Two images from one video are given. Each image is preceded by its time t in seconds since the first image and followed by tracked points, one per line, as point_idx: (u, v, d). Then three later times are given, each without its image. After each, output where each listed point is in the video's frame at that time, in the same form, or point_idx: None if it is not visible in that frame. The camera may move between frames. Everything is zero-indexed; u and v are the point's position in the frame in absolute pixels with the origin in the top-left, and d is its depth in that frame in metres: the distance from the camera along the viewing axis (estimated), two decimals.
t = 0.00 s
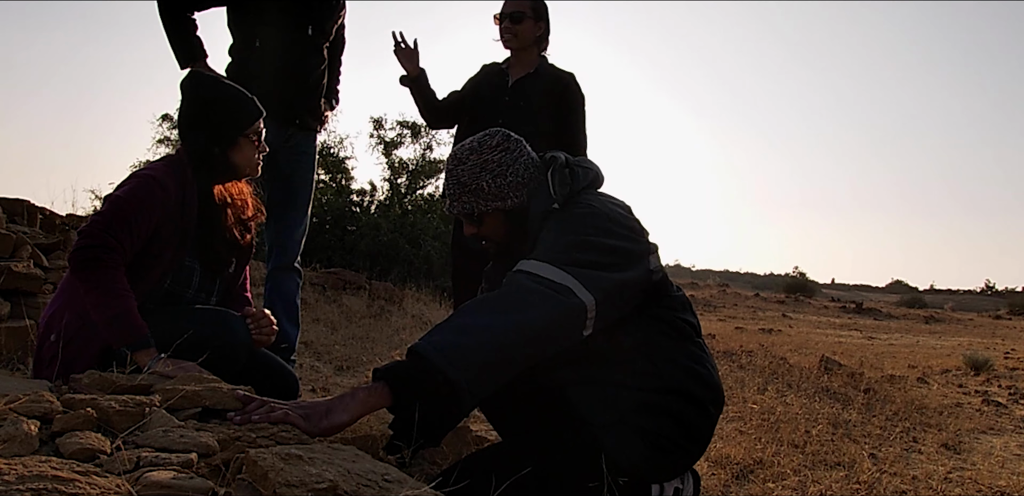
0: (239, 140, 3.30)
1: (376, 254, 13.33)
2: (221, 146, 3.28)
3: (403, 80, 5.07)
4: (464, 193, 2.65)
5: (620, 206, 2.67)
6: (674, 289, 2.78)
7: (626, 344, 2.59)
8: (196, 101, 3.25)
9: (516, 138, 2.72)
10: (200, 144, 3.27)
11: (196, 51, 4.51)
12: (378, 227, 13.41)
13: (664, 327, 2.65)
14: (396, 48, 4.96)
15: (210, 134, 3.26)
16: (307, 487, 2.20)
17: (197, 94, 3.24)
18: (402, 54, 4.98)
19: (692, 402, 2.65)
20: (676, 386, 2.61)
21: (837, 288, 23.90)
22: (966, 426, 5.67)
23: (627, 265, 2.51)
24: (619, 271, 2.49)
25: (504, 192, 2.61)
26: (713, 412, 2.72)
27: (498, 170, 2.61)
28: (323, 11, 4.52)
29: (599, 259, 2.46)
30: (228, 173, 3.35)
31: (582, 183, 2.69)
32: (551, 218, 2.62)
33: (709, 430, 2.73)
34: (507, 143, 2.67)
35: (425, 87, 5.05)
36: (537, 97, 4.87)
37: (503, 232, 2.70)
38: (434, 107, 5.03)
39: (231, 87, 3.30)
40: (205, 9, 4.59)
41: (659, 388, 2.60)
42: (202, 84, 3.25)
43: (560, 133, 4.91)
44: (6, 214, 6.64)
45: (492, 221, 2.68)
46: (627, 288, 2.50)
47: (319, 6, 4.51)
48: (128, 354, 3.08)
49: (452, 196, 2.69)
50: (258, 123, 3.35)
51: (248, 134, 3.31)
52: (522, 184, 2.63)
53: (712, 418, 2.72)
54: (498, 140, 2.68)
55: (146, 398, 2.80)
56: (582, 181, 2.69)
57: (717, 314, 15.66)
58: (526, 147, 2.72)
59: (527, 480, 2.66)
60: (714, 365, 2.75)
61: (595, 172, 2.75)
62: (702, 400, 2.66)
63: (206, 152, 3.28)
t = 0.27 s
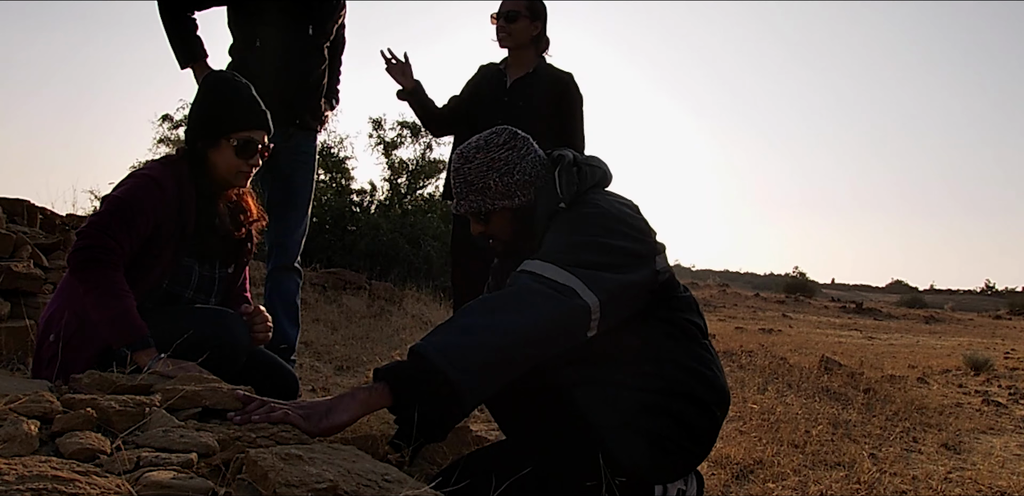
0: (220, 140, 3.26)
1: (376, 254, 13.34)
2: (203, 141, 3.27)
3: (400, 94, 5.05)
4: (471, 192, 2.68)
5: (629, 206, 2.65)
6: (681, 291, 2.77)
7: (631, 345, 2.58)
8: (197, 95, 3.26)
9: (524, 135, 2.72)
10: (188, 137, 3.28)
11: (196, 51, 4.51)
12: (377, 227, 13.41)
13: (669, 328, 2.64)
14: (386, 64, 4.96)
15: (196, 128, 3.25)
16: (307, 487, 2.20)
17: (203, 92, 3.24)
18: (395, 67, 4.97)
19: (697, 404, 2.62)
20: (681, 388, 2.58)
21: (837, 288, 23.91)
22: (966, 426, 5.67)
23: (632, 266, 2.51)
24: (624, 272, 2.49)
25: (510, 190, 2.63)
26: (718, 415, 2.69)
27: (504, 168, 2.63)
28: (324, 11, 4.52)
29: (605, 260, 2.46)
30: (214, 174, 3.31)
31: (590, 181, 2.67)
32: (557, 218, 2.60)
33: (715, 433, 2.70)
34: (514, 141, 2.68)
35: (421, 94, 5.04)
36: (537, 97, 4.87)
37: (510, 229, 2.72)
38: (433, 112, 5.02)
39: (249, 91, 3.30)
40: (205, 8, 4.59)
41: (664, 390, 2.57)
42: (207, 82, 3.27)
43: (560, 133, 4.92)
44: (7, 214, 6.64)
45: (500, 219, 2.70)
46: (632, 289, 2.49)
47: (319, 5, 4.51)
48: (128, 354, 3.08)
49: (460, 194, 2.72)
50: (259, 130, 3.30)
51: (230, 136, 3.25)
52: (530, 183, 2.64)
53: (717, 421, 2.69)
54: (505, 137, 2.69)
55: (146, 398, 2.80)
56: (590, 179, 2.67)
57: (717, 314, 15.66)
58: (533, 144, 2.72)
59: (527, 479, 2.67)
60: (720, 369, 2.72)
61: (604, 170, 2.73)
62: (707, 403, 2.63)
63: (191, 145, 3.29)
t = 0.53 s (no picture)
0: (215, 139, 3.27)
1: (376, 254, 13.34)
2: (200, 140, 3.29)
3: (401, 95, 5.06)
4: (479, 189, 2.69)
5: (638, 206, 2.64)
6: (689, 291, 2.76)
7: (638, 346, 2.58)
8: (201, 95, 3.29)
9: (533, 133, 2.72)
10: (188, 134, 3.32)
11: (196, 51, 4.50)
12: (377, 227, 13.41)
13: (676, 330, 2.64)
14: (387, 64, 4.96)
15: (194, 126, 3.28)
16: (307, 487, 2.20)
17: (207, 93, 3.26)
18: (396, 69, 4.97)
19: (701, 407, 2.64)
20: (685, 390, 2.60)
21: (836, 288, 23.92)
22: (966, 426, 5.67)
23: (639, 268, 2.51)
24: (631, 274, 2.49)
25: (518, 189, 2.63)
26: (723, 419, 2.71)
27: (512, 166, 2.63)
28: (323, 11, 4.52)
29: (611, 263, 2.45)
30: (210, 174, 3.32)
31: (598, 180, 2.66)
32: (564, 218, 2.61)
33: (719, 435, 2.73)
34: (523, 139, 2.68)
35: (422, 95, 5.05)
36: (536, 97, 4.87)
37: (518, 228, 2.72)
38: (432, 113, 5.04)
39: (253, 94, 3.31)
40: (205, 8, 4.59)
41: (668, 392, 2.59)
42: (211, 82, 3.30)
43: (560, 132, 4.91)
44: (6, 214, 6.64)
45: (507, 217, 2.70)
46: (638, 291, 2.49)
47: (318, 5, 4.51)
48: (128, 355, 3.08)
49: (468, 192, 2.73)
50: (257, 133, 3.29)
51: (223, 136, 3.25)
52: (539, 182, 2.64)
53: (721, 424, 2.71)
54: (514, 135, 2.69)
55: (146, 398, 2.79)
56: (598, 179, 2.66)
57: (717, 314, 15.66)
58: (543, 143, 2.71)
59: (527, 480, 2.67)
60: (726, 370, 2.74)
61: (613, 170, 2.71)
62: (712, 406, 2.65)
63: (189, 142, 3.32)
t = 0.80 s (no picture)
0: (216, 139, 3.27)
1: (376, 254, 13.34)
2: (201, 140, 3.29)
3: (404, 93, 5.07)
4: (489, 186, 2.69)
5: (649, 206, 2.61)
6: (701, 292, 2.73)
7: (645, 348, 2.57)
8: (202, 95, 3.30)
9: (545, 130, 2.72)
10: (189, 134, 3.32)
11: (196, 50, 4.50)
12: (377, 227, 13.41)
13: (684, 333, 2.62)
14: (394, 60, 4.96)
15: (195, 127, 3.28)
16: (307, 487, 2.20)
17: (209, 94, 3.27)
18: (403, 66, 4.97)
19: (708, 411, 2.61)
20: (691, 394, 2.58)
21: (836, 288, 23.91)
22: (966, 426, 5.67)
23: (648, 270, 2.48)
24: (638, 276, 2.46)
25: (528, 187, 2.64)
26: (731, 422, 2.69)
27: (522, 164, 2.63)
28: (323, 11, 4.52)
29: (619, 264, 2.43)
30: (212, 175, 3.32)
31: (609, 179, 2.63)
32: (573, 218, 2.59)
33: (725, 439, 2.70)
34: (534, 136, 2.68)
35: (425, 94, 5.06)
36: (534, 98, 4.88)
37: (527, 225, 2.73)
38: (433, 113, 5.04)
39: (254, 95, 3.32)
40: (204, 8, 4.59)
41: (674, 395, 2.57)
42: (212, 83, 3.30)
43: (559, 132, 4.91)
44: (6, 214, 6.64)
45: (516, 214, 2.71)
46: (646, 293, 2.47)
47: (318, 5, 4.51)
48: (128, 355, 3.08)
49: (478, 187, 2.73)
50: (258, 133, 3.29)
51: (225, 136, 3.26)
52: (549, 180, 2.64)
53: (729, 428, 2.69)
54: (525, 133, 2.69)
55: (146, 398, 2.79)
56: (609, 178, 2.63)
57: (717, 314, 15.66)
58: (554, 141, 2.71)
59: (527, 480, 2.66)
60: (735, 374, 2.70)
61: (624, 169, 2.68)
62: (720, 410, 2.63)
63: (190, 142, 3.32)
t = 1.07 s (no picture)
0: (218, 138, 3.26)
1: (376, 254, 13.34)
2: (203, 140, 3.28)
3: (408, 87, 5.06)
4: (499, 182, 2.69)
5: (658, 207, 2.61)
6: (710, 295, 2.74)
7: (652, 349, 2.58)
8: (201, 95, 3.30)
9: (557, 129, 2.72)
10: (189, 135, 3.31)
11: (196, 50, 4.50)
12: (377, 227, 13.41)
13: (692, 335, 2.63)
14: (403, 53, 4.95)
15: (196, 127, 3.27)
16: (307, 487, 2.20)
17: (208, 94, 3.27)
18: (411, 59, 4.97)
19: (714, 414, 2.61)
20: (698, 398, 2.58)
21: (836, 288, 23.92)
22: (966, 426, 5.67)
23: (656, 272, 2.48)
24: (646, 279, 2.46)
25: (538, 185, 2.64)
26: (737, 427, 2.68)
27: (534, 162, 2.63)
28: (322, 11, 4.51)
29: (627, 266, 2.43)
30: (214, 175, 3.32)
31: (620, 179, 2.63)
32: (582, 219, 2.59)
33: (731, 443, 2.70)
34: (546, 135, 2.68)
35: (429, 91, 5.06)
36: (532, 98, 4.89)
37: (535, 223, 2.73)
38: (435, 111, 5.01)
39: (253, 93, 3.32)
40: (204, 8, 4.59)
41: (681, 399, 2.57)
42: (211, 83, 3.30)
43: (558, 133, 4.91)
44: (7, 214, 6.65)
45: (525, 212, 2.71)
46: (654, 295, 2.47)
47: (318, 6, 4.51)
48: (128, 355, 3.08)
49: (487, 183, 2.72)
50: (261, 131, 3.29)
51: (227, 135, 3.25)
52: (558, 179, 2.64)
53: (735, 432, 2.68)
54: (538, 130, 2.69)
55: (146, 398, 2.79)
56: (620, 178, 2.63)
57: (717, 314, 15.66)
58: (566, 139, 2.71)
59: (528, 480, 2.65)
60: (743, 378, 2.70)
61: (634, 169, 2.69)
62: (726, 414, 2.62)
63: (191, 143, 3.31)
